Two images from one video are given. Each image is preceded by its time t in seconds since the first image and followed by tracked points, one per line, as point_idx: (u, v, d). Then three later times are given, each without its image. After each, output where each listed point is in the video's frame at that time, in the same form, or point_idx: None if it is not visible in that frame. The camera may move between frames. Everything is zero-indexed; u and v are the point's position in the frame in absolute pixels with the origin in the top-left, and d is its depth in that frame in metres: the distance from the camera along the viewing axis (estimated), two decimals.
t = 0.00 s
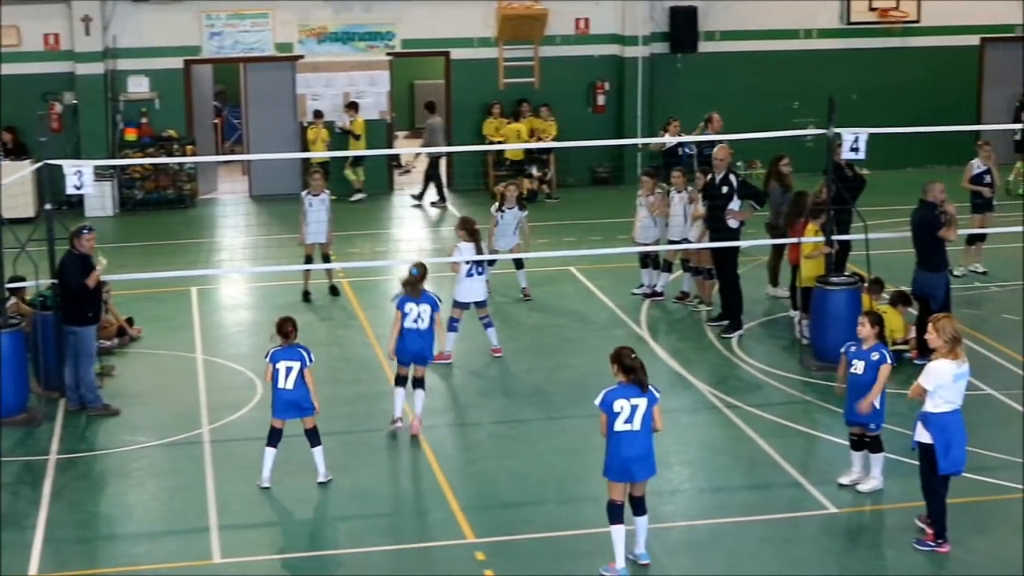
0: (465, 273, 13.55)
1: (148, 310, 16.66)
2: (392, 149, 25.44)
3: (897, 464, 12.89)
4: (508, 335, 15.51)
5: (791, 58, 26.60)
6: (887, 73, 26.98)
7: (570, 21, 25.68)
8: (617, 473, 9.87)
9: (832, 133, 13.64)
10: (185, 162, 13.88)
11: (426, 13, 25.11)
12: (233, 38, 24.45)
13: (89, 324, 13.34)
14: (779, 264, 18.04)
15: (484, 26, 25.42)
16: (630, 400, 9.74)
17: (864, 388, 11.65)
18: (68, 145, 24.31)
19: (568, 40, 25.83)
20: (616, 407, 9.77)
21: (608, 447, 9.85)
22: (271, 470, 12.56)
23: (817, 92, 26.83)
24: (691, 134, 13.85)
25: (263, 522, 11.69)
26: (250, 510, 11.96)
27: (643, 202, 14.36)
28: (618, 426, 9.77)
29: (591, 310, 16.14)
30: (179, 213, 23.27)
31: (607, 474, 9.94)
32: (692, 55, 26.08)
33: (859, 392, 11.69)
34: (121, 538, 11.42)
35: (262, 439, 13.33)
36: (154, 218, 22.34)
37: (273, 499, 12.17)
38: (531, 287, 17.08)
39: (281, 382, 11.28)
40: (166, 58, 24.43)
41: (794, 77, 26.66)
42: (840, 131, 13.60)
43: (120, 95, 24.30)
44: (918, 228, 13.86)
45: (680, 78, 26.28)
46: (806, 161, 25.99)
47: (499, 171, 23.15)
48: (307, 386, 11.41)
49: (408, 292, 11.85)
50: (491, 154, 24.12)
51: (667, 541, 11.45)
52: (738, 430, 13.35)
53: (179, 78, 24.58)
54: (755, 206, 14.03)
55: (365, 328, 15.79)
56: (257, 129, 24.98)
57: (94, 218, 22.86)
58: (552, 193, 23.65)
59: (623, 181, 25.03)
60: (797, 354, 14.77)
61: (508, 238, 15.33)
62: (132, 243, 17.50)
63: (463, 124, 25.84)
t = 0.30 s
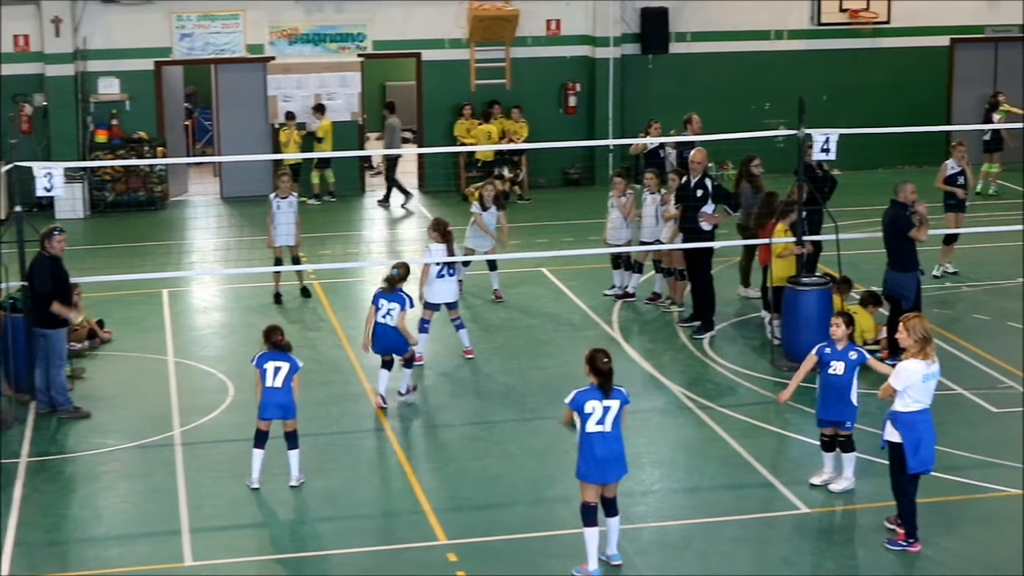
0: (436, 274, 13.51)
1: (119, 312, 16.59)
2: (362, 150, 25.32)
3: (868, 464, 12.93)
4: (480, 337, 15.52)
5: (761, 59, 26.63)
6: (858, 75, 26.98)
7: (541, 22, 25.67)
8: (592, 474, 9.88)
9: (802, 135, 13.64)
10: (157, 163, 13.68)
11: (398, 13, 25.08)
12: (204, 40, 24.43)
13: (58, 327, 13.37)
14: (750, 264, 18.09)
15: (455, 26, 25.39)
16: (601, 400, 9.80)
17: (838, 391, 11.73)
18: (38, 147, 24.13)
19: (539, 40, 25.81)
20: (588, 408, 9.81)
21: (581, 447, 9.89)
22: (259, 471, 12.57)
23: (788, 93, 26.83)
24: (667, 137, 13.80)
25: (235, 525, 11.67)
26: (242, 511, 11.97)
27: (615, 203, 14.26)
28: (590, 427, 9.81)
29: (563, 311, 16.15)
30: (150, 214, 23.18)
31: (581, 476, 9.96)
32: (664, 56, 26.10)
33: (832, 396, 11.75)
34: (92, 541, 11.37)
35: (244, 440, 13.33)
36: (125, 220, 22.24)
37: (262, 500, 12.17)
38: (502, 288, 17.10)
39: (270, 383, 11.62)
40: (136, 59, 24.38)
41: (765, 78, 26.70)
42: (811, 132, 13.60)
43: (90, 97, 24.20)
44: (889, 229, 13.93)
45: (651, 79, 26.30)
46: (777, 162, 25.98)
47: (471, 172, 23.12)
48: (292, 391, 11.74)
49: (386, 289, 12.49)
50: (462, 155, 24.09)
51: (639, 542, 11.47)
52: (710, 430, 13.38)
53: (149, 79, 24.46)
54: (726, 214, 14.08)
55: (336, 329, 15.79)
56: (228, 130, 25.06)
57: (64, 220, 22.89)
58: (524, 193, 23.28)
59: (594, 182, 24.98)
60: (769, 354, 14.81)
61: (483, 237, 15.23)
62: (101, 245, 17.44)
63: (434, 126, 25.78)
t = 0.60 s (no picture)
0: (402, 275, 13.49)
1: (82, 315, 16.51)
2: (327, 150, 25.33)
3: (832, 464, 12.98)
4: (444, 338, 15.53)
5: (725, 61, 26.69)
6: (823, 76, 27.06)
7: (505, 24, 25.68)
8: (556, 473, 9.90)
9: (766, 136, 13.65)
10: (121, 165, 13.49)
11: (362, 14, 25.06)
12: (167, 41, 24.41)
13: (19, 330, 13.24)
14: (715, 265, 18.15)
15: (419, 28, 25.37)
16: (563, 400, 9.80)
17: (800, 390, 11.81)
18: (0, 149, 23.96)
19: (503, 42, 25.82)
20: (550, 407, 9.83)
21: (542, 446, 9.87)
22: (225, 474, 12.53)
23: (751, 94, 26.90)
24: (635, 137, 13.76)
25: (200, 527, 11.64)
26: (212, 513, 11.95)
27: (580, 204, 14.24)
28: (552, 426, 9.82)
29: (529, 313, 16.17)
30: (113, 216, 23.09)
31: (545, 475, 9.96)
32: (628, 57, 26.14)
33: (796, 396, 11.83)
34: (55, 544, 11.31)
35: (212, 442, 13.31)
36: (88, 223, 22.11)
37: (229, 502, 12.14)
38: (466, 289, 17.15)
39: (230, 389, 11.63)
40: (99, 61, 24.29)
41: (730, 80, 26.74)
42: (775, 134, 13.62)
43: (53, 98, 24.08)
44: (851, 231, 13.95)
45: (616, 80, 26.30)
46: (741, 163, 26.04)
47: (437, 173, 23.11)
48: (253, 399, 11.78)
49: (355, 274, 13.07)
50: (427, 156, 24.09)
51: (604, 542, 11.49)
52: (675, 431, 13.41)
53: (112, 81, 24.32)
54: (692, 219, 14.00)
55: (300, 330, 15.80)
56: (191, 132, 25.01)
57: (27, 222, 22.79)
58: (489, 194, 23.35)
59: (559, 183, 24.96)
60: (733, 355, 14.87)
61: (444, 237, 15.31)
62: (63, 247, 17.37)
63: (400, 127, 25.74)
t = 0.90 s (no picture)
0: (371, 276, 13.51)
1: (50, 316, 16.44)
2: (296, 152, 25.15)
3: (802, 464, 13.01)
4: (414, 339, 15.52)
5: (695, 61, 26.70)
6: (794, 77, 27.08)
7: (475, 24, 25.60)
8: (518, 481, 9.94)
9: (737, 136, 13.62)
10: (89, 166, 13.21)
11: (331, 15, 24.98)
12: (137, 41, 24.24)
13: None
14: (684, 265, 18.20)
15: (389, 29, 25.29)
16: (530, 411, 9.77)
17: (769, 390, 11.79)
18: None
19: (474, 43, 25.73)
20: (516, 416, 9.78)
21: (507, 453, 9.88)
22: (194, 475, 12.49)
23: (720, 95, 26.88)
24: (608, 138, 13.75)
25: (170, 529, 11.60)
26: (182, 515, 11.91)
27: (550, 206, 14.26)
28: (518, 434, 9.80)
29: (499, 313, 16.18)
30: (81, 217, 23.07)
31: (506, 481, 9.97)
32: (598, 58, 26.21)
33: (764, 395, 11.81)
34: (24, 546, 11.25)
35: (182, 443, 13.28)
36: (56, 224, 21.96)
37: (199, 504, 12.11)
38: (436, 290, 17.18)
39: (198, 390, 11.59)
40: (67, 62, 24.07)
41: (698, 81, 26.76)
42: (745, 134, 13.62)
43: (21, 99, 23.75)
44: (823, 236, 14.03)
45: (586, 80, 26.26)
46: (711, 163, 26.06)
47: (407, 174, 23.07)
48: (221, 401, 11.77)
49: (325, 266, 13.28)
50: (398, 157, 24.05)
51: (575, 542, 11.50)
52: (645, 431, 13.43)
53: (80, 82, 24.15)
54: (663, 220, 13.86)
55: (270, 331, 15.80)
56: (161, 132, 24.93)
57: None
58: (458, 195, 23.15)
59: (529, 184, 24.92)
60: (703, 355, 14.90)
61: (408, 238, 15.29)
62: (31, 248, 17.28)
63: (370, 129, 25.66)
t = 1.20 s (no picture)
0: (330, 279, 13.48)
1: (15, 318, 16.34)
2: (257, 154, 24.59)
3: (766, 463, 13.05)
4: (380, 341, 15.50)
5: (660, 62, 26.41)
6: (756, 77, 26.84)
7: (440, 25, 25.25)
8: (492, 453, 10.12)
9: (701, 136, 13.64)
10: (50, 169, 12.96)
11: (296, 15, 24.63)
12: (100, 42, 23.85)
13: None
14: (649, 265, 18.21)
15: (354, 30, 24.97)
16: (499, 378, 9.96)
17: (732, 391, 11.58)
18: None
19: (439, 43, 25.40)
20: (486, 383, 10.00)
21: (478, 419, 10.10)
22: (158, 477, 12.46)
23: (685, 95, 26.61)
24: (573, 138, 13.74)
25: (136, 531, 11.57)
26: (147, 517, 11.87)
27: (514, 206, 14.26)
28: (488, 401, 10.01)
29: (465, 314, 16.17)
30: (45, 220, 22.85)
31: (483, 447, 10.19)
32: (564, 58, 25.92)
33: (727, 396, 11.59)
34: None
35: (146, 445, 13.24)
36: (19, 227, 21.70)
37: (162, 506, 12.07)
38: (401, 291, 17.17)
39: (162, 392, 11.58)
40: (30, 62, 23.73)
41: (664, 82, 26.50)
42: (709, 134, 13.61)
43: None
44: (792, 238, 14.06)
45: (552, 80, 25.99)
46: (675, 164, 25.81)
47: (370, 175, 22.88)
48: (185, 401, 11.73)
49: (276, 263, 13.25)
50: (361, 158, 23.82)
51: (540, 542, 11.52)
52: (611, 431, 13.44)
53: (42, 83, 23.86)
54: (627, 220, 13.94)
55: (234, 331, 15.80)
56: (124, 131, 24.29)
57: None
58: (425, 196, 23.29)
59: (495, 185, 24.70)
60: (668, 355, 14.91)
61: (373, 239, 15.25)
62: None
63: (335, 130, 25.35)
